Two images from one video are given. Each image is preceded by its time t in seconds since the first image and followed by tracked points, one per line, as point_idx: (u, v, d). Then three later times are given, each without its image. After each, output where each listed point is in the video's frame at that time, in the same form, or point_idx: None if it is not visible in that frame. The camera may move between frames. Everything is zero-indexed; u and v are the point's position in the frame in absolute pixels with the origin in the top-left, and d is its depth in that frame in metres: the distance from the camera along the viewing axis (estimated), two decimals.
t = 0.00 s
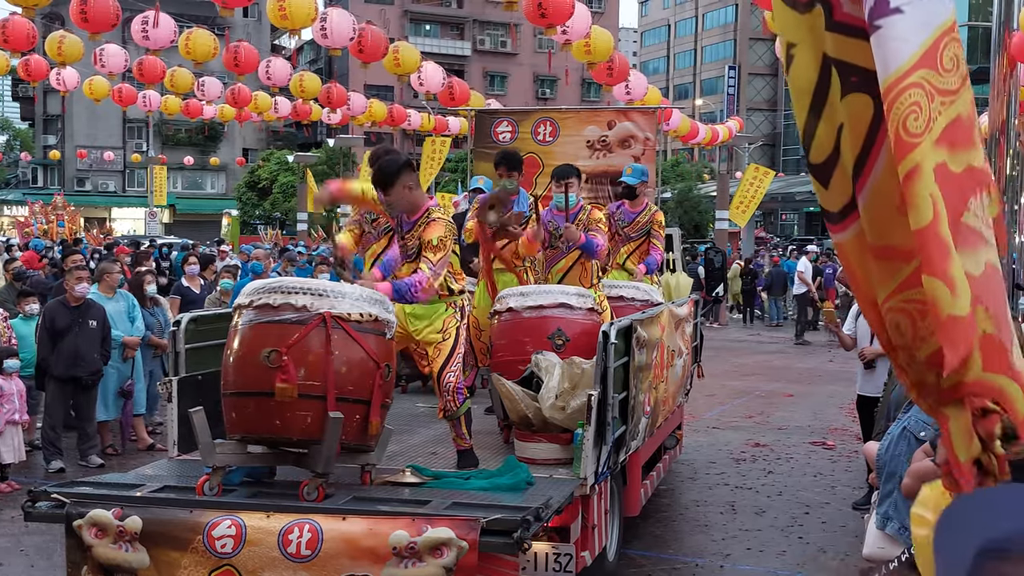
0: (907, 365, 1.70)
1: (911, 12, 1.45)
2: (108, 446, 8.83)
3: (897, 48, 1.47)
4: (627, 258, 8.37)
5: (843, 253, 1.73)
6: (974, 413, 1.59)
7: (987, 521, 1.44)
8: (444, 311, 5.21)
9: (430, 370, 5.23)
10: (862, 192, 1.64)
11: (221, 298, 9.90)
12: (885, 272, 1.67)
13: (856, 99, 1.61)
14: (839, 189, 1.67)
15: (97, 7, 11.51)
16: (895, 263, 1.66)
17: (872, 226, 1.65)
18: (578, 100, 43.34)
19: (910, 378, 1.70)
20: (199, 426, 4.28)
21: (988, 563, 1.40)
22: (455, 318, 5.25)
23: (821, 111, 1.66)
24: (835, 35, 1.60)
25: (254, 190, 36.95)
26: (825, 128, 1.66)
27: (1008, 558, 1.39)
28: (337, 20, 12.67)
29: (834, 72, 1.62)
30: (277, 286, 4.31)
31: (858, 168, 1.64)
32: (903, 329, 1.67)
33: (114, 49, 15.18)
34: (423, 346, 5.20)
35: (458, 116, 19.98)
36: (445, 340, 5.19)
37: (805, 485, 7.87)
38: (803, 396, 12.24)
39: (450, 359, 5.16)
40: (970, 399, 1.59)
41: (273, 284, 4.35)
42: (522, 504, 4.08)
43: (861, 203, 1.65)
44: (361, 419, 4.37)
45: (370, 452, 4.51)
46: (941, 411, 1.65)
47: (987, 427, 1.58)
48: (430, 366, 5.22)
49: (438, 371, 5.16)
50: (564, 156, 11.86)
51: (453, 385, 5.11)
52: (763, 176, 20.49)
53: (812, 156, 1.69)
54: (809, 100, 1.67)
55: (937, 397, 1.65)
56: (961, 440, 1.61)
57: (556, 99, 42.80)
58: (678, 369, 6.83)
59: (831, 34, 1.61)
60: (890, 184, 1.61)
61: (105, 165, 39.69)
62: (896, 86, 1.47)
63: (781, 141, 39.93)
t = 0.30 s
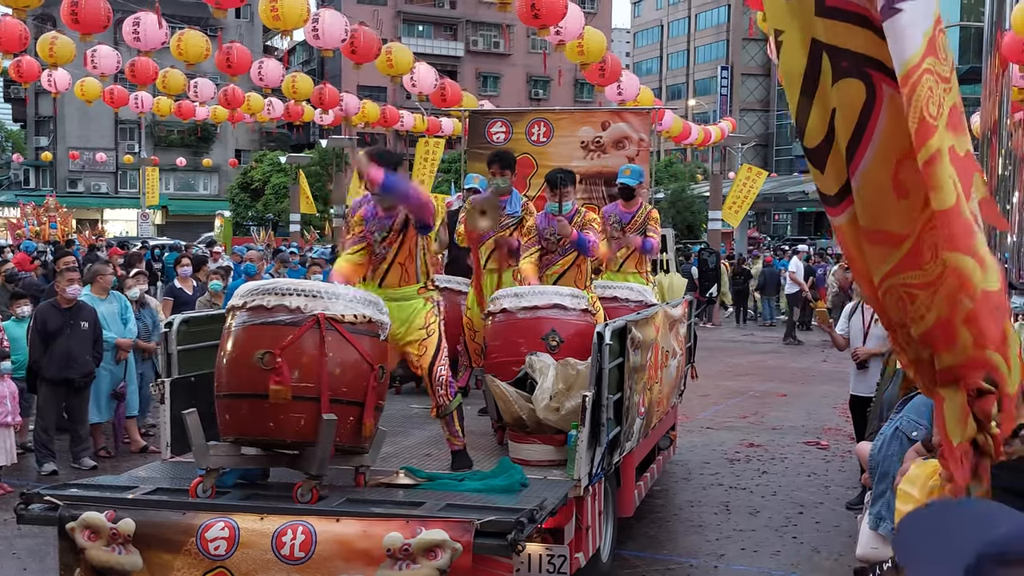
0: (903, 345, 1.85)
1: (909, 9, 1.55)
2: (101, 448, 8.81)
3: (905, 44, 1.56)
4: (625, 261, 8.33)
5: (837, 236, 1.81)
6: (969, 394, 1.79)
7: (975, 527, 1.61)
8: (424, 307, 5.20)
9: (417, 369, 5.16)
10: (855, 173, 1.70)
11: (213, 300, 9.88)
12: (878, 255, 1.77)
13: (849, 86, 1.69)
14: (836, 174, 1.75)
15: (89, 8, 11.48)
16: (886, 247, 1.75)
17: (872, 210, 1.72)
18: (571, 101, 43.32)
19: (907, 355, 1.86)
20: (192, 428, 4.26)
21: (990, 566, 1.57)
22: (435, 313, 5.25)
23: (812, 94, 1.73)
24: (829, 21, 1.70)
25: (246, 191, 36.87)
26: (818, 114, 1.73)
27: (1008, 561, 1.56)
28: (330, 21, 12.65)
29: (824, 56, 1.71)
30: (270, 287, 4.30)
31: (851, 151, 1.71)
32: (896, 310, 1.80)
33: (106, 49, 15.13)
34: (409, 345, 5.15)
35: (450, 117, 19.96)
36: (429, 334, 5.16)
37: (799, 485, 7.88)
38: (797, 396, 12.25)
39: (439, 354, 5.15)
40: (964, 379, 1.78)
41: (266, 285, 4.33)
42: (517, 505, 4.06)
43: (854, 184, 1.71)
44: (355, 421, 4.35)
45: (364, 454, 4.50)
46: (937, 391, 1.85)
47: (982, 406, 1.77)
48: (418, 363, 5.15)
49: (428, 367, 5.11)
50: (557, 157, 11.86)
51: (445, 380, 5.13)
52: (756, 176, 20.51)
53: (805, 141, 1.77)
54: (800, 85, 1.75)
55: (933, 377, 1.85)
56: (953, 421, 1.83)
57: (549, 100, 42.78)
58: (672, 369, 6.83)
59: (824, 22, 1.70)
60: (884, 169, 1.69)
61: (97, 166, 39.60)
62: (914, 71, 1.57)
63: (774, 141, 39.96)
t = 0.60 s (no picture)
0: (894, 363, 1.83)
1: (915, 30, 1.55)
2: (98, 449, 8.80)
3: (913, 64, 1.56)
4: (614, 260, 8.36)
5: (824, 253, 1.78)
6: (961, 411, 1.76)
7: (974, 529, 1.36)
8: (403, 305, 5.18)
9: (402, 365, 5.13)
10: (844, 194, 1.68)
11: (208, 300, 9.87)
12: (869, 274, 1.75)
13: (837, 106, 1.67)
14: (824, 194, 1.72)
15: (85, 9, 11.47)
16: (877, 266, 1.74)
17: (862, 229, 1.70)
18: (567, 101, 43.38)
19: (899, 375, 1.84)
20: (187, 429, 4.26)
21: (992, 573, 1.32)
22: (414, 310, 5.22)
23: (801, 112, 1.71)
24: (818, 41, 1.67)
25: (242, 192, 36.85)
26: (806, 134, 1.71)
27: (1010, 566, 1.32)
28: (326, 22, 12.64)
29: (814, 77, 1.68)
30: (266, 288, 4.30)
31: (841, 169, 1.69)
32: (887, 329, 1.79)
33: (102, 51, 15.11)
34: (389, 343, 5.09)
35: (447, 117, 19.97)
36: (410, 329, 5.13)
37: (795, 485, 7.90)
38: (793, 396, 12.27)
39: (423, 349, 5.15)
40: (956, 398, 1.76)
41: (261, 286, 4.33)
42: (513, 505, 4.07)
43: (843, 205, 1.69)
44: (351, 421, 4.36)
45: (360, 454, 4.50)
46: (928, 408, 1.82)
47: (976, 424, 1.74)
48: (402, 359, 5.11)
49: (414, 362, 5.10)
50: (553, 157, 11.86)
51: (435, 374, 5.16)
52: (751, 176, 20.54)
53: (793, 161, 1.74)
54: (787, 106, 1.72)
55: (925, 396, 1.82)
56: (946, 439, 1.80)
57: (545, 101, 42.81)
58: (667, 369, 6.85)
59: (812, 43, 1.68)
60: (875, 186, 1.67)
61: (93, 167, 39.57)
62: (925, 90, 1.56)
63: (770, 142, 40.04)
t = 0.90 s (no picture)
0: (889, 372, 2.04)
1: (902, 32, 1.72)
2: (93, 450, 8.78)
3: (903, 67, 1.73)
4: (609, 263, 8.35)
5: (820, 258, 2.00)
6: (955, 423, 1.93)
7: (971, 531, 1.54)
8: (407, 304, 5.18)
9: (404, 367, 5.16)
10: (835, 199, 1.92)
11: (203, 302, 9.85)
12: (861, 279, 1.98)
13: (826, 113, 1.89)
14: (818, 200, 1.95)
15: (81, 10, 11.44)
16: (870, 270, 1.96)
17: (854, 234, 1.93)
18: (563, 102, 43.39)
19: (894, 383, 2.04)
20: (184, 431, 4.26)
21: (989, 574, 1.48)
22: (418, 310, 5.24)
23: (795, 117, 1.93)
24: (805, 48, 1.88)
25: (238, 193, 36.78)
26: (799, 138, 1.93)
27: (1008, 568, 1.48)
28: (322, 23, 12.63)
29: (804, 84, 1.89)
30: (261, 290, 4.29)
31: (832, 174, 1.92)
32: (881, 334, 2.00)
33: (97, 52, 15.08)
34: (393, 345, 5.11)
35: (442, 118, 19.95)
36: (414, 331, 5.15)
37: (791, 485, 7.91)
38: (789, 397, 12.28)
39: (426, 351, 5.17)
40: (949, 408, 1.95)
41: (257, 288, 4.33)
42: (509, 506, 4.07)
43: (835, 210, 1.93)
44: (347, 422, 4.36)
45: (356, 456, 4.50)
46: (924, 418, 2.01)
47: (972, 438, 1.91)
48: (405, 361, 5.14)
49: (416, 365, 5.13)
50: (548, 158, 11.86)
51: (434, 376, 5.17)
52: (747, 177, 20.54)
53: (788, 167, 1.96)
54: (783, 109, 1.94)
55: (920, 404, 2.01)
56: (940, 452, 1.97)
57: (541, 102, 42.77)
58: (664, 370, 6.85)
59: (800, 49, 1.88)
60: (865, 192, 1.90)
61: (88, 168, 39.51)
62: (916, 93, 1.74)
63: (766, 143, 40.06)
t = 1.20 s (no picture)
0: (883, 376, 1.96)
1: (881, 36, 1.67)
2: (87, 451, 8.78)
3: (879, 72, 1.67)
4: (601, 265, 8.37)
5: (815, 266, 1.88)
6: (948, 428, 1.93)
7: (965, 532, 1.42)
8: (393, 307, 5.17)
9: (392, 369, 5.16)
10: (828, 206, 1.78)
11: (196, 303, 9.84)
12: (852, 285, 1.86)
13: (815, 122, 1.75)
14: (812, 208, 1.82)
15: (74, 11, 11.41)
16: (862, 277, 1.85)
17: (848, 241, 1.81)
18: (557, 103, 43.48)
19: (889, 387, 1.97)
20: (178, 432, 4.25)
21: None
22: (404, 314, 5.22)
23: (788, 125, 1.79)
24: (795, 58, 1.74)
25: (231, 195, 36.75)
26: (792, 145, 1.80)
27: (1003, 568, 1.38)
28: (316, 24, 12.64)
29: (794, 94, 1.75)
30: (256, 290, 4.29)
31: (823, 180, 1.77)
32: (874, 339, 1.91)
33: (90, 53, 15.05)
34: (379, 348, 5.11)
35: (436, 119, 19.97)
36: (400, 335, 5.14)
37: (785, 485, 7.93)
38: (783, 397, 12.32)
39: (414, 356, 5.17)
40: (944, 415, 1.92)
41: (251, 288, 4.32)
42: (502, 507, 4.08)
43: (828, 216, 1.80)
44: (341, 424, 4.35)
45: (351, 457, 4.51)
46: (917, 422, 1.96)
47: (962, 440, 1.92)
48: (393, 364, 5.14)
49: (404, 368, 5.13)
50: (542, 159, 11.83)
51: (423, 379, 5.17)
52: (741, 178, 20.60)
53: (782, 175, 1.83)
54: (777, 116, 1.80)
55: (913, 408, 1.96)
56: (932, 452, 1.97)
57: (535, 103, 42.86)
58: (657, 371, 6.85)
59: (791, 58, 1.74)
60: (857, 199, 1.76)
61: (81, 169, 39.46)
62: (895, 97, 1.67)
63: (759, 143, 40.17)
